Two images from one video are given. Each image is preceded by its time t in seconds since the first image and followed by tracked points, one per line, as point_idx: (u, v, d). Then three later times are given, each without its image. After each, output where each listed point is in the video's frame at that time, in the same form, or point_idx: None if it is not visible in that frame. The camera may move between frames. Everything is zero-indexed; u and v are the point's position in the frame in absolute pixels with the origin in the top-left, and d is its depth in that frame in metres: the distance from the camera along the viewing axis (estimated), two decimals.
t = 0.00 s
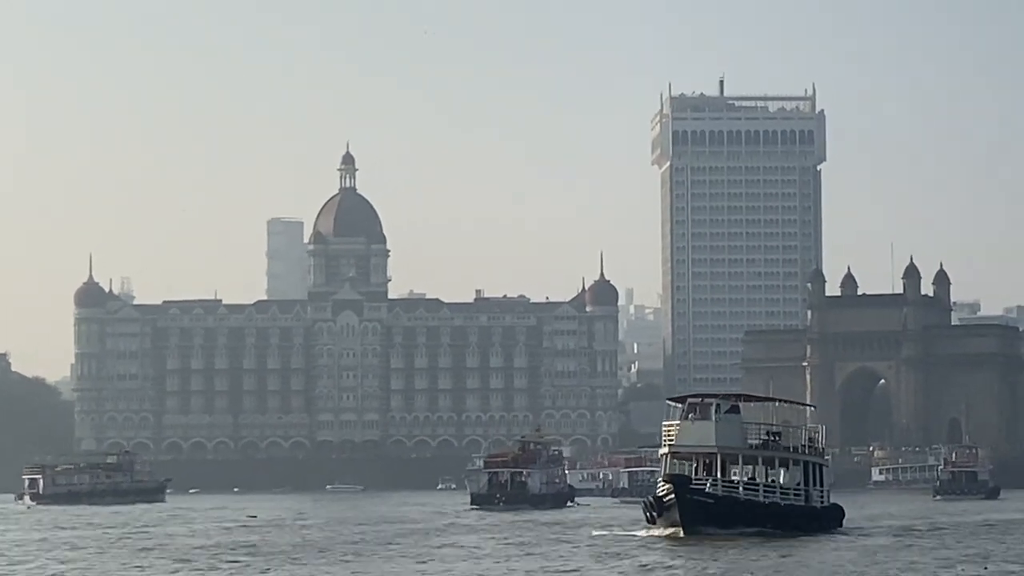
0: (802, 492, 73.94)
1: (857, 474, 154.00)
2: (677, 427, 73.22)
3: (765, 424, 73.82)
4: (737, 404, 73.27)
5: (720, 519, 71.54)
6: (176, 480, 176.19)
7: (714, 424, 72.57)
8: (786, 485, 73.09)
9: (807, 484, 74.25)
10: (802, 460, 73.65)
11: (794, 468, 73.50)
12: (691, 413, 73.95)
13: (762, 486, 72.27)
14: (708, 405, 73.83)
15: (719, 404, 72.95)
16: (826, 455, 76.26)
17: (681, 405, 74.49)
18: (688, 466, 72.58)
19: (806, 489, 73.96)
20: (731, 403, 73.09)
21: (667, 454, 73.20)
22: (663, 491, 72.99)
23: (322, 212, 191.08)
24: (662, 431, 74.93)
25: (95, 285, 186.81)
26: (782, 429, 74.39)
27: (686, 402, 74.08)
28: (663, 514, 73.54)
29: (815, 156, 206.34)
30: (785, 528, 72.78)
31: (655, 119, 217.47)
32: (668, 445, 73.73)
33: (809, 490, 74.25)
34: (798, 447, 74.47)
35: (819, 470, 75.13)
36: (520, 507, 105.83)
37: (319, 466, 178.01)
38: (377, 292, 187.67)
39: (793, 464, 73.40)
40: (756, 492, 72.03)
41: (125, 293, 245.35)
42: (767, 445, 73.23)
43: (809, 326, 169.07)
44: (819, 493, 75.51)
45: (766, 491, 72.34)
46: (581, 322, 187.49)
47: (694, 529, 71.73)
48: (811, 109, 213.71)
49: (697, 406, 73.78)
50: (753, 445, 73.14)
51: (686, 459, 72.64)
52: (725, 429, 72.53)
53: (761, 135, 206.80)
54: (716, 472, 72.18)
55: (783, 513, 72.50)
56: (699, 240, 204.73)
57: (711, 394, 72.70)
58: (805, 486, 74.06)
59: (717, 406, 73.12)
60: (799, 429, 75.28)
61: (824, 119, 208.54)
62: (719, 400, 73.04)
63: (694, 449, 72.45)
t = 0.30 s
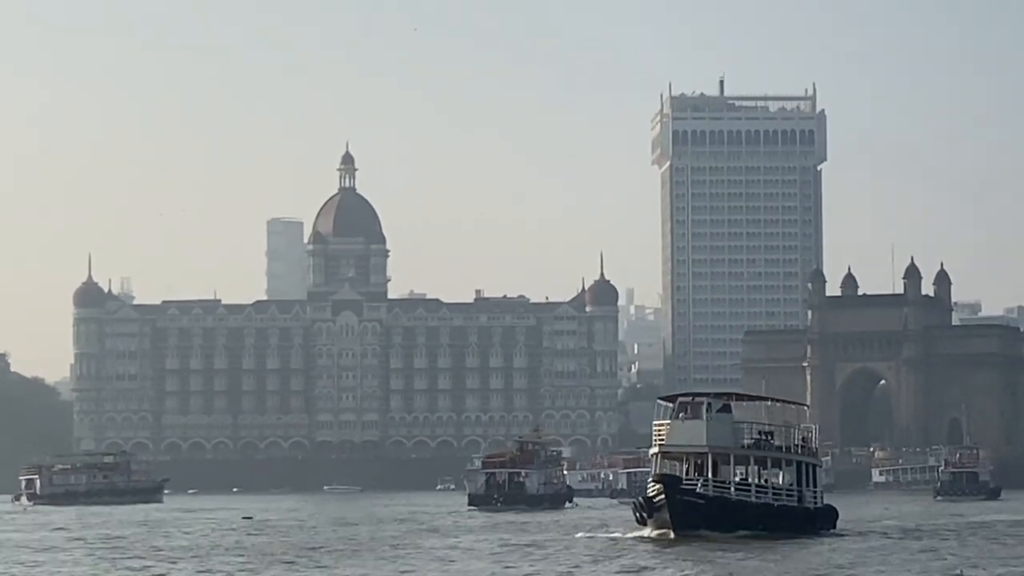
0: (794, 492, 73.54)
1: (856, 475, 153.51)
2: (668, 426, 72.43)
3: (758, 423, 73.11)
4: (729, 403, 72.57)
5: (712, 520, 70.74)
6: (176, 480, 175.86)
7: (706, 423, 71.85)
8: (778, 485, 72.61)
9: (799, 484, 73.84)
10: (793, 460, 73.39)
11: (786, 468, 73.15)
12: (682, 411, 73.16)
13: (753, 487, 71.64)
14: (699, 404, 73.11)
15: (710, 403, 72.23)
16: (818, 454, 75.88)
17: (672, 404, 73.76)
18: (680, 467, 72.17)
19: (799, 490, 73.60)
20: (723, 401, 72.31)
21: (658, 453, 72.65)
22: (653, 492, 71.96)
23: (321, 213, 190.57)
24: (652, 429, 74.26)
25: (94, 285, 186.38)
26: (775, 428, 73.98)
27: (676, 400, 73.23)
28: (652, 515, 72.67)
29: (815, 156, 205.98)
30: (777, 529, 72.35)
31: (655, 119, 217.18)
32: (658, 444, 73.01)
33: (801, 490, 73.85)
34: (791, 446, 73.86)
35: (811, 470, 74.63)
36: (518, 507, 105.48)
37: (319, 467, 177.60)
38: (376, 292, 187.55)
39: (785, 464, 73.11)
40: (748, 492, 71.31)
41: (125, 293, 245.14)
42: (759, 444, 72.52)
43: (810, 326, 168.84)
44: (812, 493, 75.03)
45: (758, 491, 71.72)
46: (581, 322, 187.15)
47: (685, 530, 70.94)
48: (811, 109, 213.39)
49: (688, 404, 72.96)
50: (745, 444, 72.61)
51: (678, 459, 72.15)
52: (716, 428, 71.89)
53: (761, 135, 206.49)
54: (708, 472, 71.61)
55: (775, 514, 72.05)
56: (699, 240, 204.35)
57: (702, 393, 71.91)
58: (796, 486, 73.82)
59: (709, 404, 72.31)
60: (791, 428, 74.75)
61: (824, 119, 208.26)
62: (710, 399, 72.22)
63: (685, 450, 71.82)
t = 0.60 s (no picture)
0: (787, 493, 72.50)
1: (857, 475, 153.12)
2: (659, 426, 71.61)
3: (750, 423, 72.25)
4: (722, 401, 71.59)
5: (703, 521, 70.13)
6: (176, 480, 175.48)
7: (698, 422, 71.02)
8: (771, 486, 71.58)
9: (793, 485, 72.78)
10: (787, 460, 72.30)
11: (780, 468, 72.13)
12: (673, 411, 72.22)
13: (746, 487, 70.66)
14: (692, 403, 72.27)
15: (702, 402, 71.41)
16: (813, 455, 74.87)
17: (664, 403, 72.84)
18: (672, 466, 71.27)
19: (793, 490, 72.63)
20: (716, 400, 71.35)
21: (650, 452, 72.02)
22: (644, 492, 71.62)
23: (323, 212, 190.26)
24: (644, 429, 73.64)
25: (95, 284, 186.29)
26: (767, 428, 73.12)
27: (668, 399, 72.32)
28: (645, 515, 72.25)
29: (818, 156, 205.81)
30: (770, 530, 71.53)
31: (657, 119, 217.00)
32: (649, 444, 72.49)
33: (795, 491, 72.79)
34: (784, 446, 72.87)
35: (805, 470, 73.61)
36: (518, 508, 105.18)
37: (320, 467, 177.10)
38: (377, 292, 187.01)
39: (778, 464, 72.05)
40: (740, 492, 70.44)
41: (127, 292, 244.85)
42: (751, 444, 71.56)
43: (811, 327, 168.23)
44: (807, 494, 73.99)
45: (750, 491, 70.74)
46: (583, 323, 186.92)
47: (677, 531, 70.40)
48: (813, 110, 213.20)
49: (680, 404, 72.07)
50: (738, 445, 71.69)
51: (669, 459, 71.34)
52: (708, 428, 70.96)
53: (763, 135, 206.17)
54: (700, 472, 70.65)
55: (768, 514, 71.10)
56: (700, 240, 203.97)
57: (695, 391, 71.04)
58: (790, 487, 72.78)
59: (701, 403, 71.37)
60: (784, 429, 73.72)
61: (826, 120, 208.12)
62: (702, 398, 71.26)
63: (677, 450, 70.95)
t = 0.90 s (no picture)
0: (782, 492, 71.84)
1: (860, 475, 152.75)
2: (652, 425, 70.90)
3: (745, 422, 71.58)
4: (717, 400, 70.95)
5: (695, 521, 69.20)
6: (178, 479, 175.11)
7: (691, 421, 70.25)
8: (765, 485, 70.92)
9: (788, 485, 72.21)
10: (782, 460, 71.75)
11: (775, 468, 71.53)
12: (667, 409, 71.60)
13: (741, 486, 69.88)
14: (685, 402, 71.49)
15: (695, 401, 70.71)
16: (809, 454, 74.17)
17: (657, 401, 72.13)
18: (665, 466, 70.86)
19: (788, 490, 71.95)
20: (710, 399, 70.73)
21: (642, 451, 71.37)
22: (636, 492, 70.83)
23: (324, 212, 189.48)
24: (636, 428, 72.82)
25: (96, 283, 185.95)
26: (763, 427, 72.41)
27: (661, 397, 71.69)
28: (636, 516, 71.38)
29: (821, 155, 205.41)
30: (765, 531, 70.69)
31: (661, 118, 216.55)
32: (642, 443, 71.72)
33: (790, 491, 72.16)
34: (779, 446, 72.26)
35: (801, 470, 72.87)
36: (518, 507, 104.85)
37: (322, 468, 176.68)
38: (379, 291, 186.66)
39: (773, 463, 71.49)
40: (734, 493, 69.66)
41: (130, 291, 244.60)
42: (746, 443, 70.98)
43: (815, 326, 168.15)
44: (802, 494, 73.23)
45: (745, 492, 69.99)
46: (585, 322, 186.60)
47: (669, 533, 69.37)
48: (817, 109, 212.80)
49: (673, 402, 71.45)
50: (732, 444, 71.15)
51: (663, 459, 70.91)
52: (702, 427, 70.31)
53: (766, 135, 205.74)
54: (693, 472, 70.00)
55: (764, 515, 70.29)
56: (703, 239, 203.52)
57: (689, 390, 70.36)
58: (785, 487, 72.17)
59: (694, 402, 70.76)
60: (780, 428, 73.08)
61: (830, 119, 207.71)
62: (696, 397, 70.64)
63: (670, 449, 70.27)
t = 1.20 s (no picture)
0: (778, 492, 71.07)
1: (864, 475, 152.37)
2: (645, 425, 70.25)
3: (740, 421, 70.93)
4: (710, 399, 70.38)
5: (689, 522, 68.62)
6: (180, 478, 174.92)
7: (685, 419, 69.65)
8: (760, 485, 70.18)
9: (783, 485, 71.36)
10: (778, 459, 71.04)
11: (770, 467, 70.72)
12: (660, 408, 71.08)
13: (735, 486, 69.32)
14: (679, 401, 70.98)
15: (689, 400, 70.17)
16: (805, 453, 73.53)
17: (650, 400, 71.62)
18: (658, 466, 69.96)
19: (784, 490, 71.28)
20: (703, 398, 70.13)
21: (635, 451, 70.55)
22: (629, 492, 70.08)
23: (328, 211, 189.26)
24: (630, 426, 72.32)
25: (99, 281, 185.72)
26: (758, 426, 71.80)
27: (655, 396, 71.16)
28: (630, 516, 70.59)
29: (825, 155, 204.68)
30: (759, 532, 70.13)
31: (665, 117, 216.08)
32: (635, 442, 71.08)
33: (786, 491, 71.41)
34: (775, 445, 71.52)
35: (797, 470, 72.15)
36: (519, 507, 104.44)
37: (325, 467, 176.38)
38: (383, 290, 186.31)
39: (768, 463, 70.78)
40: (728, 493, 69.12)
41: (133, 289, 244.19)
42: (740, 442, 70.38)
43: (819, 325, 167.23)
44: (799, 494, 72.45)
45: (739, 492, 69.47)
46: (589, 321, 185.96)
47: (661, 534, 68.88)
48: (822, 108, 212.18)
49: (667, 401, 70.89)
50: (727, 443, 70.45)
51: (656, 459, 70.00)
52: (696, 427, 69.66)
53: (770, 134, 205.26)
54: (687, 471, 69.37)
55: (759, 515, 69.75)
56: (708, 239, 203.07)
57: (682, 389, 69.77)
58: (781, 487, 71.45)
59: (688, 401, 70.15)
60: (775, 427, 72.40)
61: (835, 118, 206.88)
62: (690, 396, 70.02)
63: (663, 449, 69.57)
